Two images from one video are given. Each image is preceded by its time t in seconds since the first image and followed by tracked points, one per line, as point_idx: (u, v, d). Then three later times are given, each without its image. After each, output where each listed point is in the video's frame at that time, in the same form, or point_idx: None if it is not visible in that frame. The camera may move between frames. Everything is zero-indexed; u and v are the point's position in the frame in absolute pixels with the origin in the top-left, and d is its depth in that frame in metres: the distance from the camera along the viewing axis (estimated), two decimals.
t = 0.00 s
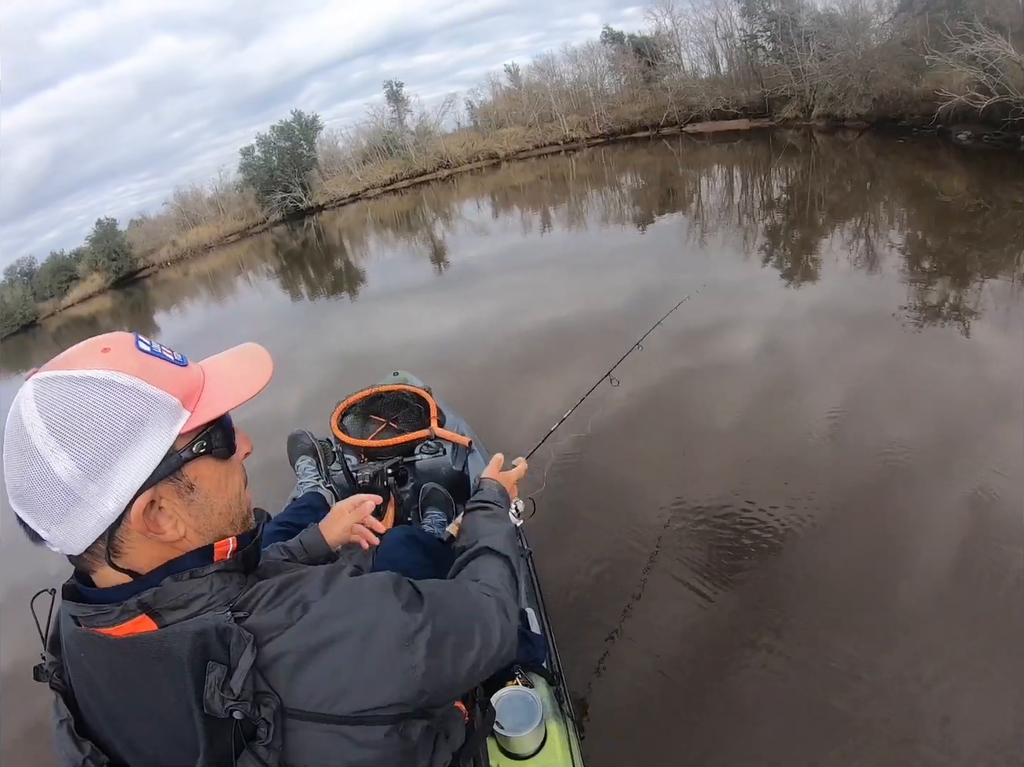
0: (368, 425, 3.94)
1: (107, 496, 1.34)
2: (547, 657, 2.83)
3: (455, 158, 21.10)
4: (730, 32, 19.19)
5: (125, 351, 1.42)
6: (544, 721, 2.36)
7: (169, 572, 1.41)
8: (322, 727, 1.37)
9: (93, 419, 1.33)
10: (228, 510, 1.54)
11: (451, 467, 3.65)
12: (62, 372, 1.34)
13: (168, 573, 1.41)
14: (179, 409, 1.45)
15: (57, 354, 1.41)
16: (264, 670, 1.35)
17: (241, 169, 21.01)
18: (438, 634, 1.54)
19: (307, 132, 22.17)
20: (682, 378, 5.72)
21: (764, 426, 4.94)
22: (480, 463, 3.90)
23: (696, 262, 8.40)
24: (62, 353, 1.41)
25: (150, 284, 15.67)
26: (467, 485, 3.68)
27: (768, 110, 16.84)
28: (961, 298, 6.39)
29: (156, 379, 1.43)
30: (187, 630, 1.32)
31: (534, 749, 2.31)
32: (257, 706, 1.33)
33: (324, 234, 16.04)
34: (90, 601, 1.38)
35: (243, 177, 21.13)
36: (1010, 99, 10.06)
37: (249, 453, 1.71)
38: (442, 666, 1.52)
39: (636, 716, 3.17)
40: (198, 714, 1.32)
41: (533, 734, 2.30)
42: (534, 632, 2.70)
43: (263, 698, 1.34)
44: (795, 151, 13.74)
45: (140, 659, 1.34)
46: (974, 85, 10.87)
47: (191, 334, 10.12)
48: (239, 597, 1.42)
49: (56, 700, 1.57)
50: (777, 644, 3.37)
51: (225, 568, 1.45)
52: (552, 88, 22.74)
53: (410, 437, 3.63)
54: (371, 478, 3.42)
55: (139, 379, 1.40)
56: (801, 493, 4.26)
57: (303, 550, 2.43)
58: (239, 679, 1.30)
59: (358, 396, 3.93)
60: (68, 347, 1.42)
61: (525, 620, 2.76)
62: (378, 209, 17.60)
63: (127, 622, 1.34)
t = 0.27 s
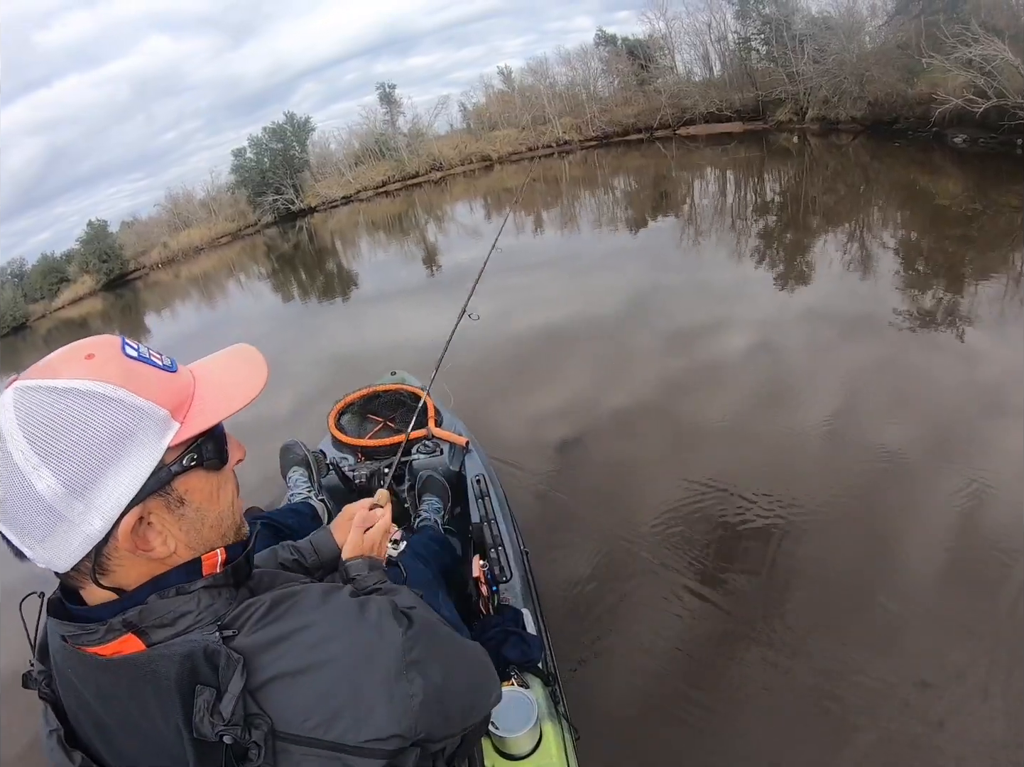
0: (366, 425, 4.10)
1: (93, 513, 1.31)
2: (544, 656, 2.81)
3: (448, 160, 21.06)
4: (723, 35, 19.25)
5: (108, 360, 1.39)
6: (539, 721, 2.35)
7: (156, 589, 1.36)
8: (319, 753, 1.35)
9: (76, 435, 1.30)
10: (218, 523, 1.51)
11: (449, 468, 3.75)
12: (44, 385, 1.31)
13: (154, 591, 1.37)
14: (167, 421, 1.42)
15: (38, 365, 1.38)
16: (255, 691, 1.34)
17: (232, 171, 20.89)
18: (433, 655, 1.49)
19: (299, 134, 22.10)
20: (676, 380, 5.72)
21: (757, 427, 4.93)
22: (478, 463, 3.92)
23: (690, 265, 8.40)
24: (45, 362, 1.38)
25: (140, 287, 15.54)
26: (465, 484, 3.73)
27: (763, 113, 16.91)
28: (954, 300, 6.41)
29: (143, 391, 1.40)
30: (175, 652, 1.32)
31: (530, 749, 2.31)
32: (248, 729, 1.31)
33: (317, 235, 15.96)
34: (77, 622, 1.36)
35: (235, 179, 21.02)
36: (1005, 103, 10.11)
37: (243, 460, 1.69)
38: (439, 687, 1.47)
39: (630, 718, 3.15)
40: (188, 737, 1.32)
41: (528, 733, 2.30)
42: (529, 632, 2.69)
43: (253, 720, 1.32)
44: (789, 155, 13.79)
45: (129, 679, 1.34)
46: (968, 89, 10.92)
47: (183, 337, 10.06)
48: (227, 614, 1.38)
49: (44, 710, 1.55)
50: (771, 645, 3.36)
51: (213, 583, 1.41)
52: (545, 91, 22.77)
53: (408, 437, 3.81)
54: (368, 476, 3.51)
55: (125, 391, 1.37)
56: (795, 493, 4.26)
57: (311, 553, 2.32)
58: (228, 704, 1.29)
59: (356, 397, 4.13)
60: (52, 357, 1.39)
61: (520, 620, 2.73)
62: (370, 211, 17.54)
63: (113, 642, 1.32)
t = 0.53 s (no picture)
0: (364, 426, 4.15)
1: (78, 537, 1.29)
2: (543, 657, 2.81)
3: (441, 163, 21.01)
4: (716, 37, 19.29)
5: (83, 375, 1.36)
6: (540, 721, 2.34)
7: (145, 610, 1.35)
8: None
9: (58, 458, 1.27)
10: (199, 528, 1.52)
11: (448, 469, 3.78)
12: (21, 408, 1.27)
13: (143, 613, 1.35)
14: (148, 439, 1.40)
15: (7, 384, 1.33)
16: (248, 714, 1.36)
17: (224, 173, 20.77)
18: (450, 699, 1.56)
19: (292, 136, 22.00)
20: (671, 382, 5.71)
21: (751, 429, 4.94)
22: (477, 464, 3.97)
23: (685, 268, 8.39)
24: (16, 382, 1.33)
25: (132, 290, 15.42)
26: (464, 485, 3.76)
27: (757, 115, 16.92)
28: (948, 301, 6.41)
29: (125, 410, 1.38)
30: (168, 676, 1.30)
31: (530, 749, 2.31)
32: (243, 751, 1.34)
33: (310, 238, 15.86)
34: (66, 646, 1.32)
35: (227, 182, 20.89)
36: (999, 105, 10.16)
37: (228, 464, 1.68)
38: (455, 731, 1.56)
39: (624, 722, 3.14)
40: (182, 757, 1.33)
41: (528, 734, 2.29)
42: (527, 633, 2.67)
43: (249, 742, 1.35)
44: (784, 157, 13.81)
45: (124, 702, 1.31)
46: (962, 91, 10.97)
47: (176, 340, 9.99)
48: (219, 635, 1.37)
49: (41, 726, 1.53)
50: (765, 647, 3.35)
51: (204, 603, 1.39)
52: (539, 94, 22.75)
53: (406, 437, 3.82)
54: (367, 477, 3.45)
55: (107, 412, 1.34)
56: (788, 494, 4.27)
57: (286, 543, 2.45)
58: (223, 729, 1.30)
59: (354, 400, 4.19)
60: (24, 377, 1.34)
61: (519, 621, 2.70)
62: (364, 214, 17.47)
63: (104, 665, 1.30)
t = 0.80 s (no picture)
0: (364, 426, 4.17)
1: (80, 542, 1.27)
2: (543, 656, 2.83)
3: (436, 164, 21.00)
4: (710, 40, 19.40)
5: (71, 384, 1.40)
6: (540, 721, 2.37)
7: (143, 599, 1.39)
8: None
9: (54, 460, 1.26)
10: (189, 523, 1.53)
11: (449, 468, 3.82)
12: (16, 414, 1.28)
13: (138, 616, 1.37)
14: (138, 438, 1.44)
15: None
16: (249, 679, 1.36)
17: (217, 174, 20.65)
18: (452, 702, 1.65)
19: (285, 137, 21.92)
20: (668, 385, 5.72)
21: (747, 432, 4.96)
22: (477, 463, 4.01)
23: (683, 272, 8.40)
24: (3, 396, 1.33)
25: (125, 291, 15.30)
26: (464, 484, 3.80)
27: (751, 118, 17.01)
28: (944, 304, 6.43)
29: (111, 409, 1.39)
30: (171, 657, 1.34)
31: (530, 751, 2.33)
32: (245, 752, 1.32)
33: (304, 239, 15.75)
34: (70, 648, 1.35)
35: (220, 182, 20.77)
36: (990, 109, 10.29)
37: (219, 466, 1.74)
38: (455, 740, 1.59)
39: (622, 721, 3.17)
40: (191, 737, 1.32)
41: (530, 735, 2.32)
42: (527, 633, 2.72)
43: (252, 706, 1.34)
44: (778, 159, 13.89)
45: (130, 691, 1.34)
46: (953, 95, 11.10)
47: (170, 341, 9.94)
48: (211, 610, 1.42)
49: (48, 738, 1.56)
50: (760, 650, 3.39)
51: (197, 606, 1.41)
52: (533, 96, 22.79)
53: (407, 437, 3.85)
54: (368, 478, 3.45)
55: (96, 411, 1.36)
56: (783, 497, 4.30)
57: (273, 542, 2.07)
58: (221, 727, 1.29)
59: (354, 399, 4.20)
60: (11, 388, 1.34)
61: (518, 621, 2.73)
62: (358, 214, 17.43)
63: (102, 669, 1.32)
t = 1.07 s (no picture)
0: (365, 426, 4.21)
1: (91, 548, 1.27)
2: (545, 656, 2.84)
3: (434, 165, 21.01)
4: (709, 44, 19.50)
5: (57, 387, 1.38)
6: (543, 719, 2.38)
7: (149, 594, 1.38)
8: None
9: (62, 466, 1.25)
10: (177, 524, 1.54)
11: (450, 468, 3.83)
12: (20, 421, 1.27)
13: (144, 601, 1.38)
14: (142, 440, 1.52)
15: None
16: (260, 677, 1.35)
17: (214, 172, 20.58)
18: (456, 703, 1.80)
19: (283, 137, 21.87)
20: (666, 387, 5.73)
21: (745, 435, 4.97)
22: (478, 464, 4.02)
23: (682, 274, 8.40)
24: (3, 399, 1.32)
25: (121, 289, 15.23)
26: (465, 484, 3.79)
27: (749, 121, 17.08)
28: (942, 308, 6.45)
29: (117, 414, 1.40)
30: (180, 649, 1.33)
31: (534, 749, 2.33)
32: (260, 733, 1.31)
33: (302, 238, 15.71)
34: (75, 646, 1.35)
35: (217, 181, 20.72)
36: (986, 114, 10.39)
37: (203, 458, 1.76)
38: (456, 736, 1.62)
39: (619, 722, 3.17)
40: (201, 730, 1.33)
41: (534, 732, 2.32)
42: (529, 632, 2.76)
43: (261, 704, 1.32)
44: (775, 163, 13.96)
45: (137, 691, 1.33)
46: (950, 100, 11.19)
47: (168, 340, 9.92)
48: (218, 609, 1.42)
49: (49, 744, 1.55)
50: (757, 652, 3.40)
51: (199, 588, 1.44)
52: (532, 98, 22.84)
53: (408, 437, 3.86)
54: (369, 478, 3.45)
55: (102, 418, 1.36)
56: (781, 500, 4.31)
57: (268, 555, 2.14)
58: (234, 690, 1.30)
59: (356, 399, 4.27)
60: (10, 393, 1.33)
61: (520, 621, 2.80)
62: (356, 214, 17.42)
63: (113, 657, 1.32)
